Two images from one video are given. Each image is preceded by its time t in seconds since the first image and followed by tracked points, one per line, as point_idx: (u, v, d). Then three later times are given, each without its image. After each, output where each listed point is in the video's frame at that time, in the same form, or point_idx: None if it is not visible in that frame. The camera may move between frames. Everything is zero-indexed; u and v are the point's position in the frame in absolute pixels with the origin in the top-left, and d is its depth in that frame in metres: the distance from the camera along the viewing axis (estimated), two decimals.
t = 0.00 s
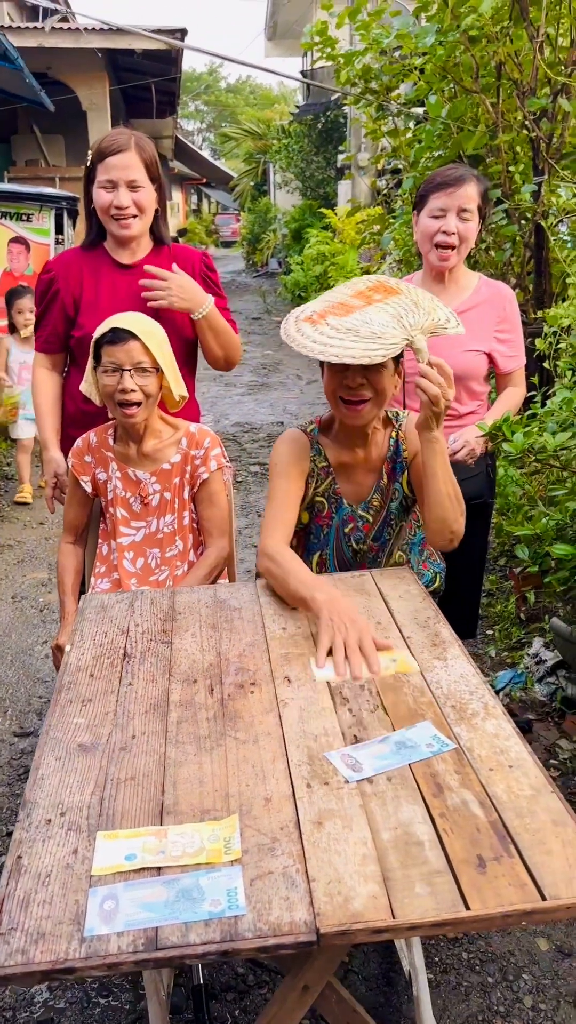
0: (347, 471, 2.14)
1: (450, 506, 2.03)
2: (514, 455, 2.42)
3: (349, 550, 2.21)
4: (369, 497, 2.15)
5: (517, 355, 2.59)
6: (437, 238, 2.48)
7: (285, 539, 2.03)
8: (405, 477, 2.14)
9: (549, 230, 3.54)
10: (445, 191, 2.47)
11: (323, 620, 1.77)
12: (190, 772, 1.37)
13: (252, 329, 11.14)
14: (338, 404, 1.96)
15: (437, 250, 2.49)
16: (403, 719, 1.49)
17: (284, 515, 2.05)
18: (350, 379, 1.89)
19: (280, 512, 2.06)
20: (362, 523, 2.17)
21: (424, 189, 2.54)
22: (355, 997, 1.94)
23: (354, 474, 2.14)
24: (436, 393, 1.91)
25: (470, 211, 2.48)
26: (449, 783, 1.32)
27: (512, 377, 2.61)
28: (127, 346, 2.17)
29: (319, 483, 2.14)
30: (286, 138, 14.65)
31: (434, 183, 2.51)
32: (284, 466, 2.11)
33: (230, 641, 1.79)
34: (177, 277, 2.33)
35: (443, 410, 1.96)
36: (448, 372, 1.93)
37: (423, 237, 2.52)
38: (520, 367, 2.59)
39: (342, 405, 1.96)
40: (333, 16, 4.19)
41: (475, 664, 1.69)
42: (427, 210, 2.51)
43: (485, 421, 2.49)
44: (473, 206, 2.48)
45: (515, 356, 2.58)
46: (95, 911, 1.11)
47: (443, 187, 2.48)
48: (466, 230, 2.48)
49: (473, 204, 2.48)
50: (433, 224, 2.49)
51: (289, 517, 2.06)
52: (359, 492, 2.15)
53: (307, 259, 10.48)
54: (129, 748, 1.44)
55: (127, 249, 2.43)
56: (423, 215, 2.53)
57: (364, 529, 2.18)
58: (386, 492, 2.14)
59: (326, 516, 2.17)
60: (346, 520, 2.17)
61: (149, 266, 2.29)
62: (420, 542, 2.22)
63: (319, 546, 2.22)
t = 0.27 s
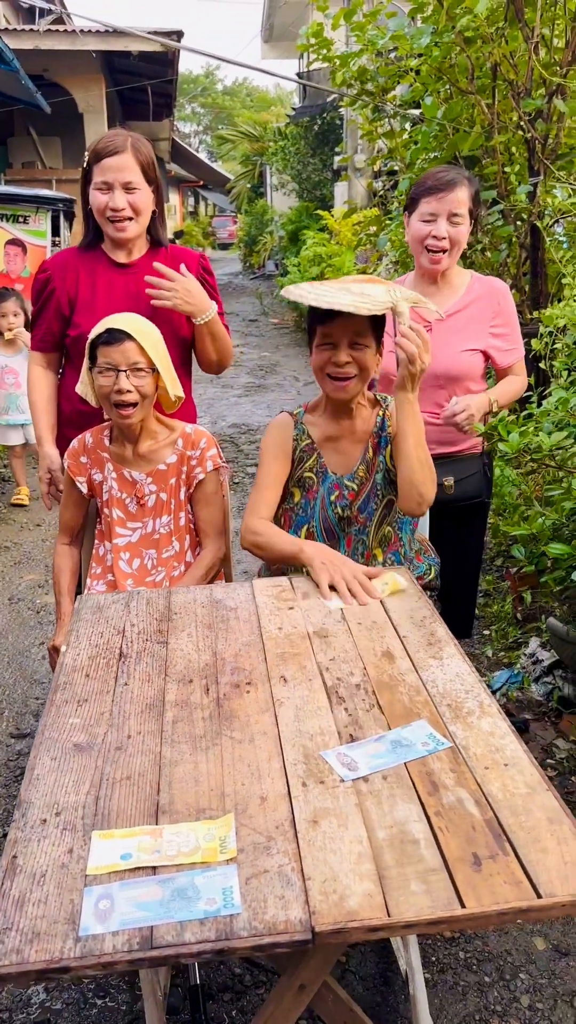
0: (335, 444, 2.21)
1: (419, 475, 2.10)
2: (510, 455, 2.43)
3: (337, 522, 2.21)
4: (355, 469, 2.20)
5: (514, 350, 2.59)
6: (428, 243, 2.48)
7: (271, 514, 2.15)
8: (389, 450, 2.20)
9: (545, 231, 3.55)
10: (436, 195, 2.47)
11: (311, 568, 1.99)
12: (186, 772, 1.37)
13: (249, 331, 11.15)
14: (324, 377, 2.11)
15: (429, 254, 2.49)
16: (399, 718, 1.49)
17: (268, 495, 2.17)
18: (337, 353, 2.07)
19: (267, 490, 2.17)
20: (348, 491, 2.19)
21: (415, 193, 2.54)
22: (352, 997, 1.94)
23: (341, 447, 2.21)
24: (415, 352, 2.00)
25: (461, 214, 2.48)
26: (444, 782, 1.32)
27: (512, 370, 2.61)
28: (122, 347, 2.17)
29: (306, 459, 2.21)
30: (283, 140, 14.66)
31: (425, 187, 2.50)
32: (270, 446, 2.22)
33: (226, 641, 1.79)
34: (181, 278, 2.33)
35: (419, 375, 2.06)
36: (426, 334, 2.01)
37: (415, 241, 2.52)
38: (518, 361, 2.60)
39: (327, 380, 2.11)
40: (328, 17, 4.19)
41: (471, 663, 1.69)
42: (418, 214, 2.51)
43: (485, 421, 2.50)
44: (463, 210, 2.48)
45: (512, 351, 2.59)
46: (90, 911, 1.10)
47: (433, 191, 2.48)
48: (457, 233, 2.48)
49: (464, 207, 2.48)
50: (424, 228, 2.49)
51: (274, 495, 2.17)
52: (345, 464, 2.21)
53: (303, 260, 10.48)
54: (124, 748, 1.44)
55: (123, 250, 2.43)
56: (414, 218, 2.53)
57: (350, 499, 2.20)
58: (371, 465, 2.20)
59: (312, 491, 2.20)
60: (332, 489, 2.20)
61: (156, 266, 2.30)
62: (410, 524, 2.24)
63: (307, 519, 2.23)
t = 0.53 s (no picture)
0: (331, 429, 2.24)
1: (412, 458, 2.14)
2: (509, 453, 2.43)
3: (334, 500, 2.21)
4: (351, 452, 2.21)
5: (513, 346, 2.59)
6: (423, 247, 2.48)
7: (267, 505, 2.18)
8: (384, 435, 2.23)
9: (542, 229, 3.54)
10: (431, 200, 2.44)
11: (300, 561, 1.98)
12: (187, 770, 1.37)
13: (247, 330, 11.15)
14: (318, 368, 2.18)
15: (425, 257, 2.49)
16: (401, 715, 1.49)
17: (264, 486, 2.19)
18: (329, 344, 2.14)
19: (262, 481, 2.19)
20: (343, 470, 2.20)
21: (409, 195, 2.51)
22: (354, 995, 1.94)
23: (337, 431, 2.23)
24: (407, 334, 2.05)
25: (456, 217, 2.46)
26: (446, 780, 1.31)
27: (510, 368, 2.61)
28: (121, 345, 2.16)
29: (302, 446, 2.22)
30: (279, 140, 14.66)
31: (419, 191, 2.47)
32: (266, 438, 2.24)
33: (226, 640, 1.78)
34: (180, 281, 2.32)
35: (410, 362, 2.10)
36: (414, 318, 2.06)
37: (411, 244, 2.51)
38: (517, 358, 2.59)
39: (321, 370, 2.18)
40: (326, 16, 4.18)
41: (472, 661, 1.68)
42: (413, 216, 2.49)
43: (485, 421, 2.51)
44: (458, 213, 2.46)
45: (511, 348, 2.58)
46: (92, 910, 1.10)
47: (428, 196, 2.45)
48: (453, 236, 2.47)
49: (460, 211, 2.46)
50: (419, 232, 2.47)
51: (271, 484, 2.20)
52: (342, 446, 2.22)
53: (300, 260, 10.49)
54: (125, 747, 1.43)
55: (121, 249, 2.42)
56: (409, 220, 2.51)
57: (346, 477, 2.20)
58: (366, 449, 2.22)
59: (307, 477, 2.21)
60: (328, 468, 2.20)
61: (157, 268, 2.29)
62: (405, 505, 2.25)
63: (305, 501, 2.22)
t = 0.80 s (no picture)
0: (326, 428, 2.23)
1: (418, 457, 2.13)
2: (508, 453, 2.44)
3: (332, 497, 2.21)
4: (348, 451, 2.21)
5: (510, 350, 2.59)
6: (427, 248, 2.48)
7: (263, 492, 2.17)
8: (382, 435, 2.24)
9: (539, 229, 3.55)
10: (437, 201, 2.43)
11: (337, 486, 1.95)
12: (188, 772, 1.37)
13: (244, 329, 11.14)
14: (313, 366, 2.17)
15: (428, 258, 2.49)
16: (401, 716, 1.49)
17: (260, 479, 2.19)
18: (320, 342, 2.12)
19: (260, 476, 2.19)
20: (340, 469, 2.21)
21: (415, 195, 2.50)
22: (354, 995, 1.94)
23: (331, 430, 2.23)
24: (413, 339, 2.03)
25: (460, 220, 2.46)
26: (446, 780, 1.32)
27: (505, 371, 2.62)
28: (119, 346, 2.16)
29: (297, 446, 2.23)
30: (276, 139, 14.65)
31: (426, 190, 2.46)
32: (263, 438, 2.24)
33: (226, 640, 1.79)
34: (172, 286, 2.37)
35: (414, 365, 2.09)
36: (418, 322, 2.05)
37: (414, 244, 2.51)
38: (513, 362, 2.59)
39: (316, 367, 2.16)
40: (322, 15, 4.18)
41: (471, 661, 1.69)
42: (418, 216, 2.48)
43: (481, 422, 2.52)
44: (463, 215, 2.46)
45: (508, 351, 2.58)
46: (94, 912, 1.10)
47: (434, 196, 2.44)
48: (456, 239, 2.48)
49: (464, 213, 2.46)
50: (424, 233, 2.47)
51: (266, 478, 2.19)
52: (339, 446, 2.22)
53: (297, 258, 10.50)
54: (126, 748, 1.43)
55: (117, 250, 2.42)
56: (413, 219, 2.50)
57: (343, 476, 2.21)
58: (362, 447, 2.22)
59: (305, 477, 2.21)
60: (325, 468, 2.20)
61: (148, 274, 2.34)
62: (400, 503, 2.29)
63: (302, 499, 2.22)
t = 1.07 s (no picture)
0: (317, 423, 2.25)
1: (412, 465, 2.17)
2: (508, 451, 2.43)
3: (326, 495, 2.20)
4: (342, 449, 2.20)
5: (511, 349, 2.59)
6: (427, 247, 2.48)
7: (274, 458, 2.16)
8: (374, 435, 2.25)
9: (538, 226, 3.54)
10: (437, 201, 2.42)
11: (360, 372, 2.05)
12: (189, 772, 1.36)
13: (242, 329, 11.13)
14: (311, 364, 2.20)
15: (428, 256, 2.49)
16: (402, 715, 1.49)
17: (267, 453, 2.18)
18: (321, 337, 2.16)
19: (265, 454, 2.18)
20: (334, 467, 2.19)
21: (416, 193, 2.49)
22: (356, 995, 1.94)
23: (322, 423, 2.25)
24: (424, 352, 2.03)
25: (461, 219, 2.45)
26: (448, 781, 1.31)
27: (506, 371, 2.61)
28: (117, 345, 2.16)
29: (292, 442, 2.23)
30: (273, 137, 14.63)
31: (426, 190, 2.45)
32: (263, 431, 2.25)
33: (226, 640, 1.78)
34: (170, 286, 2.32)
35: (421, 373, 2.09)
36: (432, 334, 2.04)
37: (414, 242, 2.51)
38: (514, 361, 2.59)
39: (313, 363, 2.19)
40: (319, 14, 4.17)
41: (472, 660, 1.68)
42: (418, 215, 2.47)
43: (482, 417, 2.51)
44: (463, 214, 2.44)
45: (508, 350, 2.58)
46: (96, 914, 1.10)
47: (434, 196, 2.43)
48: (457, 238, 2.47)
49: (465, 212, 2.44)
50: (424, 232, 2.47)
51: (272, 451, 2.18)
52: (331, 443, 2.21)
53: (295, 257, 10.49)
54: (126, 749, 1.43)
55: (114, 249, 2.41)
56: (414, 218, 2.49)
57: (337, 473, 2.19)
58: (356, 445, 2.21)
59: (301, 477, 2.18)
60: (321, 466, 2.18)
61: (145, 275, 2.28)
62: (395, 502, 2.29)
63: (299, 497, 2.21)
